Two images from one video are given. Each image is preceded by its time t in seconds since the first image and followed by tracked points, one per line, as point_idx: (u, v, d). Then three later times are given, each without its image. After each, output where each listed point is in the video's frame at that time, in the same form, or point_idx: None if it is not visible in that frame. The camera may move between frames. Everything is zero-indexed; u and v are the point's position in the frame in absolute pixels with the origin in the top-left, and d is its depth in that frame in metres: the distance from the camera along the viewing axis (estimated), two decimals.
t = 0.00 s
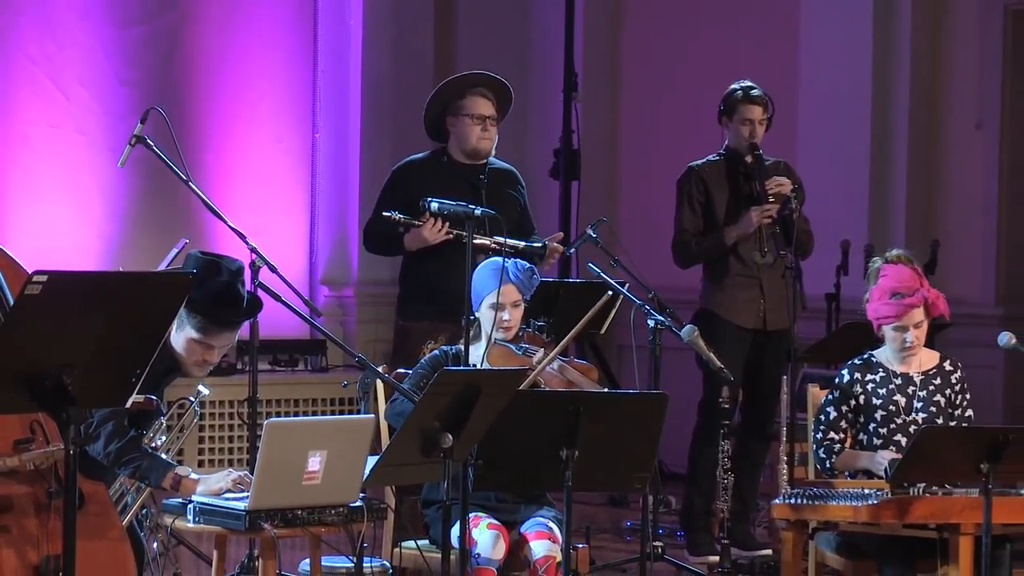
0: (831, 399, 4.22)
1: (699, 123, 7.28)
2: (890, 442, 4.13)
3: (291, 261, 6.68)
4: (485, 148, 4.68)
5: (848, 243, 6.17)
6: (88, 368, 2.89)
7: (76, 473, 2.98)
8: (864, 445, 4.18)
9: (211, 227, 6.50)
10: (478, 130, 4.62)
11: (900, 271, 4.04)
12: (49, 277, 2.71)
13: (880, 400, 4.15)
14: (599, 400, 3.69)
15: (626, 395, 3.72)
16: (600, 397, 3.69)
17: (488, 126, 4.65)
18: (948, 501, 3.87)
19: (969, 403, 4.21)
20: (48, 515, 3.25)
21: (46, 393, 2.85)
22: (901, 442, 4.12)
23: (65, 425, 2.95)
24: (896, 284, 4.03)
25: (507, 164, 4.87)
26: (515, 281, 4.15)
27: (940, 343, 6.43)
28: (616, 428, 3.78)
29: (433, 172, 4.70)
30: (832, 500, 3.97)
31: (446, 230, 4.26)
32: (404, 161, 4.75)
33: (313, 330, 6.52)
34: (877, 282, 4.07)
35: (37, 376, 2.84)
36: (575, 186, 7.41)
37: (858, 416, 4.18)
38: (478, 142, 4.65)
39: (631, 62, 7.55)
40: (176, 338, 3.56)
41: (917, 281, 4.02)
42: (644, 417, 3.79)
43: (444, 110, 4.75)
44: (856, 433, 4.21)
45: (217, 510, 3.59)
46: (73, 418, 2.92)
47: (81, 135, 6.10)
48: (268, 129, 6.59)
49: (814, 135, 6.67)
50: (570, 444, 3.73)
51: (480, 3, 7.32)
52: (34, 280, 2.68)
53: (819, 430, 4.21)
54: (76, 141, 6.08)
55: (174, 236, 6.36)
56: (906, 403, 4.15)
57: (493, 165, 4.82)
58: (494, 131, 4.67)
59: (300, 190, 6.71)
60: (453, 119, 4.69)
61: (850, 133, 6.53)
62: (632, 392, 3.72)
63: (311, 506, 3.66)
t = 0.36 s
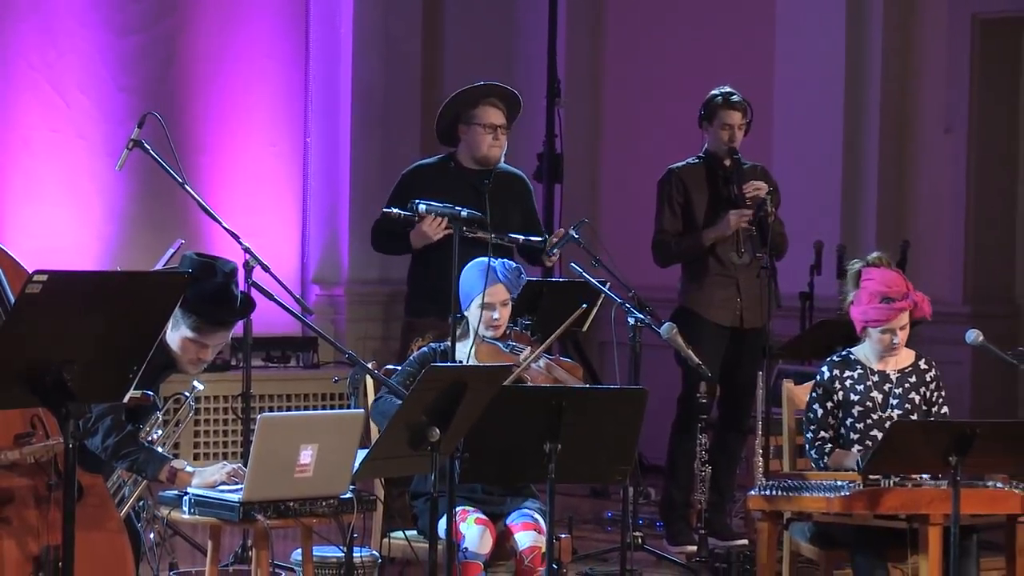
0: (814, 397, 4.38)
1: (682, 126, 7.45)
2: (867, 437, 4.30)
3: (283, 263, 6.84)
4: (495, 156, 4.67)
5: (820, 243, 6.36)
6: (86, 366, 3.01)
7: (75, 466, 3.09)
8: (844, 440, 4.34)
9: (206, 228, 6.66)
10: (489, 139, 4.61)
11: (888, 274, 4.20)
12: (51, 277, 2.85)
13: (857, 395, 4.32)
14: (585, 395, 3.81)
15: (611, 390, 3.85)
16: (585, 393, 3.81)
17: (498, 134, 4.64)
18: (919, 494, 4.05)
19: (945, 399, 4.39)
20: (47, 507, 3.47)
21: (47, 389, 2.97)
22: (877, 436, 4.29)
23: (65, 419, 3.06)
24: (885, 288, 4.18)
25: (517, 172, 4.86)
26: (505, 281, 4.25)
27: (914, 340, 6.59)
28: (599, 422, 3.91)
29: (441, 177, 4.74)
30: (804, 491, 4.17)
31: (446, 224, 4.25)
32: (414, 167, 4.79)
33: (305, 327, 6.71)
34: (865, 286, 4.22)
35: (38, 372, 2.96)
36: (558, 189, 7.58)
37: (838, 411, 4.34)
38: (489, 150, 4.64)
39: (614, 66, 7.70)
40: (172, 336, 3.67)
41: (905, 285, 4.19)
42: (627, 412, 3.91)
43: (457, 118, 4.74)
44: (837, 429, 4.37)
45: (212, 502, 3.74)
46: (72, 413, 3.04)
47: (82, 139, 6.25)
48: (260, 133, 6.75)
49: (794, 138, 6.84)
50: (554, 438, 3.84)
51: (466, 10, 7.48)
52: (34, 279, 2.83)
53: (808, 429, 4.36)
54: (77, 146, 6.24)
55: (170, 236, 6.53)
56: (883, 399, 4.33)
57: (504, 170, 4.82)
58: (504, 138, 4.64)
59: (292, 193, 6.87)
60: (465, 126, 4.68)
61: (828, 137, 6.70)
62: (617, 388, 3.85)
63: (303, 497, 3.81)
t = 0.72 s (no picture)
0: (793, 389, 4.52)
1: (665, 129, 7.60)
2: (842, 430, 4.42)
3: (274, 263, 7.02)
4: (491, 158, 4.82)
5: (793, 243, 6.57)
6: (83, 362, 3.10)
7: (72, 459, 3.19)
8: (821, 432, 4.46)
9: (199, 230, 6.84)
10: (488, 141, 4.76)
11: (864, 270, 4.38)
12: (48, 277, 2.94)
13: (834, 390, 4.44)
14: (566, 390, 3.92)
15: (592, 386, 3.95)
16: (567, 388, 3.92)
17: (494, 135, 4.80)
18: (888, 486, 4.23)
19: (924, 396, 4.51)
20: (46, 499, 3.46)
21: (46, 383, 3.06)
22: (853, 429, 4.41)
23: (62, 414, 3.13)
24: (859, 281, 4.35)
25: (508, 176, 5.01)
26: (490, 281, 4.35)
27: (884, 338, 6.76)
28: (577, 416, 3.98)
29: (439, 181, 4.84)
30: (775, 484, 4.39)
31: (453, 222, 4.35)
32: (413, 170, 4.87)
33: (296, 325, 6.85)
34: (842, 278, 4.39)
35: (37, 367, 3.04)
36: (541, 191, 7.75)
37: (816, 405, 4.46)
38: (486, 152, 4.79)
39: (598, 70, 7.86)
40: (165, 333, 3.81)
41: (879, 280, 4.35)
42: (607, 408, 4.01)
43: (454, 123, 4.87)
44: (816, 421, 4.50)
45: (205, 494, 3.89)
46: (70, 409, 3.12)
47: (79, 143, 6.41)
48: (252, 138, 6.94)
49: (774, 141, 6.99)
50: (536, 432, 3.95)
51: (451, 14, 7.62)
52: (32, 279, 2.91)
53: (789, 421, 4.51)
54: (74, 149, 6.40)
55: (164, 237, 6.68)
56: (859, 393, 4.45)
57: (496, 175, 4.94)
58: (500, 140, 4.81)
59: (283, 195, 7.05)
60: (462, 129, 4.82)
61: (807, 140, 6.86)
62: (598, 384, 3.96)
63: (294, 489, 3.95)
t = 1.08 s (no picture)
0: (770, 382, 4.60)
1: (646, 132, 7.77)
2: (817, 424, 4.50)
3: (264, 265, 7.18)
4: (482, 167, 4.98)
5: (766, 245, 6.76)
6: (79, 359, 3.23)
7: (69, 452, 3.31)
8: (795, 424, 4.54)
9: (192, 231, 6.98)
10: (482, 150, 4.93)
11: (840, 268, 4.46)
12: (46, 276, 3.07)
13: (810, 384, 4.53)
14: (547, 387, 4.06)
15: (572, 383, 4.10)
16: (548, 385, 4.06)
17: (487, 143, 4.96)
18: (859, 478, 4.42)
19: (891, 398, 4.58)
20: (44, 492, 3.62)
21: (43, 379, 3.19)
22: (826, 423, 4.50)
23: (59, 409, 3.24)
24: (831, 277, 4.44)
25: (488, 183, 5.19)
26: (470, 278, 4.50)
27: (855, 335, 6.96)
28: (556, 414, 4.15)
29: (430, 183, 4.98)
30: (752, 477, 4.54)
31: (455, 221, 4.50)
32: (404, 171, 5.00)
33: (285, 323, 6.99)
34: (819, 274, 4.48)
35: (35, 364, 3.18)
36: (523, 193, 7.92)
37: (791, 398, 4.55)
38: (479, 160, 4.95)
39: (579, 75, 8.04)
40: (159, 331, 3.96)
41: (849, 280, 4.42)
42: (586, 403, 4.16)
43: (447, 130, 4.99)
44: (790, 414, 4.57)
45: (198, 487, 4.03)
46: (67, 404, 3.24)
47: (75, 147, 6.59)
48: (243, 142, 7.10)
49: (752, 144, 7.15)
50: (518, 427, 4.10)
51: (435, 20, 7.78)
52: (30, 278, 3.05)
53: (764, 412, 4.58)
54: (70, 153, 6.58)
55: (158, 238, 6.85)
56: (834, 389, 4.53)
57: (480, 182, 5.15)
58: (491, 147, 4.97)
59: (273, 198, 7.22)
60: (456, 136, 4.96)
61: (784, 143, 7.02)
62: (578, 380, 4.10)
63: (284, 482, 4.11)
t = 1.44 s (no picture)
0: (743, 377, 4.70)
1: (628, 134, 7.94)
2: (790, 418, 4.60)
3: (255, 265, 7.34)
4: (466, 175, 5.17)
5: (741, 246, 6.96)
6: (75, 358, 3.28)
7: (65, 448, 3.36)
8: (769, 419, 4.64)
9: (185, 233, 7.15)
10: (468, 162, 5.12)
11: (816, 268, 4.53)
12: (43, 276, 3.12)
13: (784, 380, 4.61)
14: (528, 383, 4.22)
15: (552, 379, 4.25)
16: (529, 381, 4.21)
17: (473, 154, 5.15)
18: (830, 471, 4.59)
19: (865, 392, 4.67)
20: (41, 486, 3.65)
21: (40, 376, 3.25)
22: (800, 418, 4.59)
23: (56, 406, 3.30)
24: (809, 279, 4.50)
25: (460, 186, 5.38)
26: (455, 282, 4.65)
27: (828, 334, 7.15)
28: (537, 408, 4.30)
29: (412, 189, 5.11)
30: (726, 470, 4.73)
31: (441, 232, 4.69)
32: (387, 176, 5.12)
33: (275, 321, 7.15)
34: (795, 276, 4.54)
35: (32, 364, 3.23)
36: (506, 196, 8.10)
37: (764, 394, 4.64)
38: (464, 170, 5.14)
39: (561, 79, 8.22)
40: (153, 329, 4.10)
41: (828, 280, 4.50)
42: (566, 399, 4.31)
43: (434, 139, 5.13)
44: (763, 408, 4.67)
45: (191, 481, 4.20)
46: (63, 400, 3.29)
47: (71, 151, 6.79)
48: (234, 145, 7.27)
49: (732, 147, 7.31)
50: (501, 422, 4.25)
51: (420, 24, 7.93)
52: (28, 278, 3.10)
53: (736, 406, 4.68)
54: (67, 156, 6.78)
55: (153, 239, 7.02)
56: (807, 385, 4.62)
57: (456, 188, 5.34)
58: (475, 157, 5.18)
59: (264, 201, 7.38)
60: (443, 146, 5.12)
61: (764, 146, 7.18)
62: (557, 377, 4.26)
63: (275, 476, 4.26)
